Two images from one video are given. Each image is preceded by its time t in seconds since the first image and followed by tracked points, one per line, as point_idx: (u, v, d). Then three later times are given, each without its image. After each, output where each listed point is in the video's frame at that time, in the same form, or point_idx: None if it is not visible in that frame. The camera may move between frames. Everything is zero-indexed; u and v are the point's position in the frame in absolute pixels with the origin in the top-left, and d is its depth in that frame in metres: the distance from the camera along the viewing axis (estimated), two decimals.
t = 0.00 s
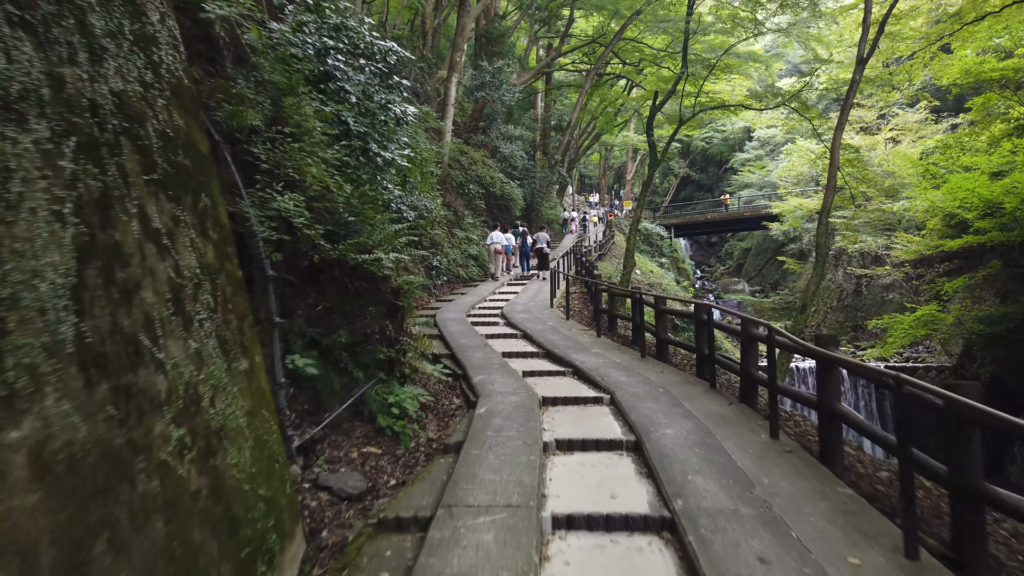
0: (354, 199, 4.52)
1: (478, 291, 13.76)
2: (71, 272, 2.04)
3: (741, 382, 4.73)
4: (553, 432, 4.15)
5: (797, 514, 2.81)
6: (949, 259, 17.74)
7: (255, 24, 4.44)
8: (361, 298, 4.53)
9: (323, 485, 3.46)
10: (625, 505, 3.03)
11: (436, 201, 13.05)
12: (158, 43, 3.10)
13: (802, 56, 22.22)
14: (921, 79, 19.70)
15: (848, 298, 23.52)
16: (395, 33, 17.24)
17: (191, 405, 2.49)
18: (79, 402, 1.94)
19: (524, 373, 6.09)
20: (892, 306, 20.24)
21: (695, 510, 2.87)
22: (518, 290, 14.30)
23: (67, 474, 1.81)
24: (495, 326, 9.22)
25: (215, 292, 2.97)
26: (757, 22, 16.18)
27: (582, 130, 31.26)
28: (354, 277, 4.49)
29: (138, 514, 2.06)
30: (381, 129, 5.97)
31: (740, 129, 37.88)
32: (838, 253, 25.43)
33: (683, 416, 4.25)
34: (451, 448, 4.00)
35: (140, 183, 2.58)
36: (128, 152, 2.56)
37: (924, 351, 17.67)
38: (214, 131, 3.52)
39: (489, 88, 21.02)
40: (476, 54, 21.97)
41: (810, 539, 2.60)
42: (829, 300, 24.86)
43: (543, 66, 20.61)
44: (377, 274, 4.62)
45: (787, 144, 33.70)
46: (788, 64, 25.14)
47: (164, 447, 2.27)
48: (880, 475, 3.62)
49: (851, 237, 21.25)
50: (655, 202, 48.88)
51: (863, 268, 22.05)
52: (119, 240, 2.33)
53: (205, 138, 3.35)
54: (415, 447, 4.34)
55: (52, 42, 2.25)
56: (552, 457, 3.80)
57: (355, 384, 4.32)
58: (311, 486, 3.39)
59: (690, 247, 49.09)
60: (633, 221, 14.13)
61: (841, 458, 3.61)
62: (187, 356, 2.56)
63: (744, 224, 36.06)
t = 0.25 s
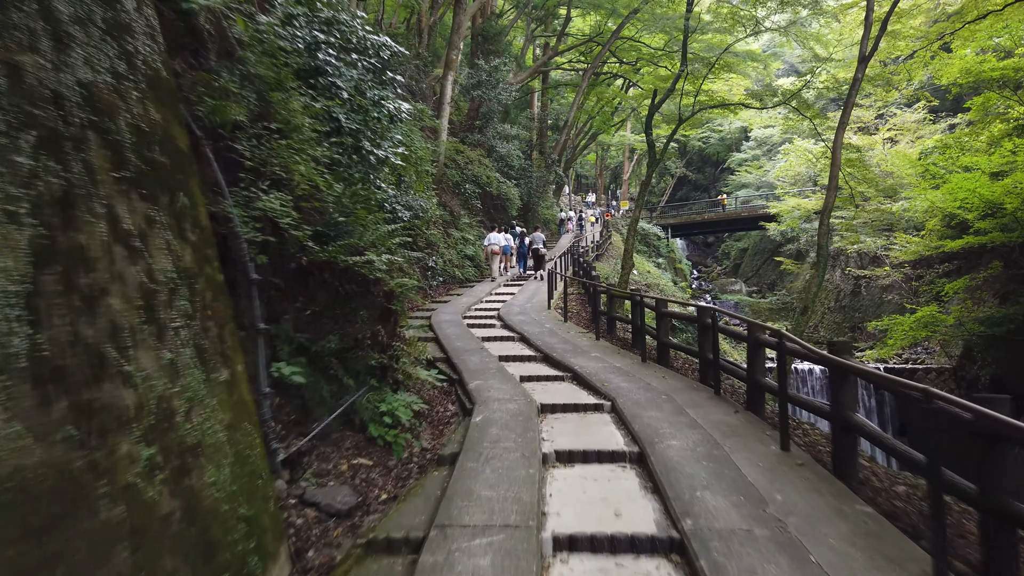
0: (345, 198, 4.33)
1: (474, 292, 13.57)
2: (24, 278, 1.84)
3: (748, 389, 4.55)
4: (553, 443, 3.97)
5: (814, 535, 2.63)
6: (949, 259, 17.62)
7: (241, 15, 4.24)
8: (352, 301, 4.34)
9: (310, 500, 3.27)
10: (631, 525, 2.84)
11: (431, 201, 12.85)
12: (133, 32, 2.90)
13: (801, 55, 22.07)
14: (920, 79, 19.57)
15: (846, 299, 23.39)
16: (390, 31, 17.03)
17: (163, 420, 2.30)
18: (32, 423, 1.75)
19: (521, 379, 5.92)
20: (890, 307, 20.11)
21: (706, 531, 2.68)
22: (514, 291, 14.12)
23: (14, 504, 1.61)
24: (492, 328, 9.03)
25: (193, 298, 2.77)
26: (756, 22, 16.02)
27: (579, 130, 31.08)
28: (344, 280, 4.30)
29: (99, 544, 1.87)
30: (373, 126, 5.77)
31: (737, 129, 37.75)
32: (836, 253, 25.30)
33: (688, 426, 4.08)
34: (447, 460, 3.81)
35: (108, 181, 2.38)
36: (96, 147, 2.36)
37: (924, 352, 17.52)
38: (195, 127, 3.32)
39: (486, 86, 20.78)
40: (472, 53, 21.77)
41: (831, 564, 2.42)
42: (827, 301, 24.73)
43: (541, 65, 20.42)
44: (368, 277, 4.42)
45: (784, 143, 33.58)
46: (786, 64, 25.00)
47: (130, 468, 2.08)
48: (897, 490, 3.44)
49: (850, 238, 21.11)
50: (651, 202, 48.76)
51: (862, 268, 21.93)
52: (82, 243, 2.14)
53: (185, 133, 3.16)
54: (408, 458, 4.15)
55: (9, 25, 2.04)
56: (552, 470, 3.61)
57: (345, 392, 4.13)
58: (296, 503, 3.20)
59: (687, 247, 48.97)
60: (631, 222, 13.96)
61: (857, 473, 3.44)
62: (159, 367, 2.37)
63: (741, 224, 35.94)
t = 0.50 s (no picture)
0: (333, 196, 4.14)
1: (470, 294, 13.38)
2: None
3: (754, 396, 4.37)
4: (550, 453, 3.78)
5: (833, 557, 2.45)
6: (948, 262, 17.48)
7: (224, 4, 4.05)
8: (340, 305, 4.15)
9: (292, 517, 3.08)
10: (635, 546, 2.65)
11: (426, 202, 12.65)
12: (105, 16, 2.71)
13: (799, 56, 21.94)
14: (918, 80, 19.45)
15: (844, 301, 23.26)
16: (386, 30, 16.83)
17: (126, 436, 2.11)
18: None
19: (517, 385, 5.72)
20: (889, 309, 19.98)
21: (716, 552, 2.50)
22: (510, 293, 13.94)
23: None
24: (487, 332, 8.84)
25: (165, 303, 2.58)
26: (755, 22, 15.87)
27: (575, 132, 30.91)
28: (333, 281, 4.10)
29: None
30: (364, 123, 5.57)
31: (734, 131, 37.63)
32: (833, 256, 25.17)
33: (693, 434, 3.89)
34: (439, 472, 3.62)
35: (69, 175, 2.18)
36: (56, 138, 2.16)
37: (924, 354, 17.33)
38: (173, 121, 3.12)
39: (482, 87, 20.61)
40: (468, 53, 21.58)
41: None
42: (824, 303, 24.60)
43: (537, 65, 20.24)
44: (358, 279, 4.23)
45: (781, 146, 33.47)
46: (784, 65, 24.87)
47: (85, 492, 1.88)
48: (914, 504, 3.25)
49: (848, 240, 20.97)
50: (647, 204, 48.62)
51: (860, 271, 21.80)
52: (35, 242, 1.94)
53: (160, 126, 2.96)
54: (398, 470, 3.96)
55: None
56: (550, 483, 3.42)
57: (333, 399, 3.93)
58: (278, 520, 3.01)
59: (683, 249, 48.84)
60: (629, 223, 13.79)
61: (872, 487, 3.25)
62: (123, 377, 2.18)
63: (738, 226, 35.81)
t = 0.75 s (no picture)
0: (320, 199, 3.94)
1: (466, 298, 13.18)
2: None
3: (762, 409, 4.18)
4: (549, 470, 3.58)
5: None
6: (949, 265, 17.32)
7: None
8: (328, 313, 3.94)
9: (273, 542, 2.87)
10: None
11: (421, 205, 12.45)
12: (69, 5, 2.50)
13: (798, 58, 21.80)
14: (917, 82, 19.32)
15: (842, 304, 23.12)
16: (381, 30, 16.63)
17: (82, 463, 1.92)
18: None
19: (513, 394, 5.53)
20: (888, 312, 19.83)
21: None
22: (507, 297, 13.75)
23: None
24: (483, 337, 8.64)
25: (131, 315, 2.37)
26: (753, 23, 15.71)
27: (572, 134, 30.73)
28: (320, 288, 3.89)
29: None
30: (355, 123, 5.37)
31: (731, 133, 37.49)
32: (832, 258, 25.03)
33: (699, 449, 3.70)
34: (431, 491, 3.42)
35: (21, 176, 1.97)
36: (6, 136, 1.95)
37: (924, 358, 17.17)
38: (145, 120, 2.91)
39: (479, 88, 20.42)
40: (465, 55, 21.38)
41: None
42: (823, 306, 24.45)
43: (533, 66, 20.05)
44: (347, 286, 4.03)
45: (779, 148, 33.33)
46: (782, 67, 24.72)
47: (31, 530, 1.68)
48: (937, 527, 3.05)
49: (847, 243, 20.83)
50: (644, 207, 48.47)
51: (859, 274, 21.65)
52: None
53: (130, 124, 2.76)
54: (389, 487, 3.76)
55: None
56: (549, 504, 3.23)
57: (320, 413, 3.73)
58: (258, 546, 2.81)
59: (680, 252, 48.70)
60: (627, 226, 13.61)
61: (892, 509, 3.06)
62: (80, 398, 1.98)
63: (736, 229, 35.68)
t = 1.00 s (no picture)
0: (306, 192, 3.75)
1: (462, 297, 12.99)
2: None
3: (773, 411, 4.00)
4: (550, 477, 3.40)
5: None
6: (949, 265, 17.19)
7: None
8: (317, 311, 3.74)
9: (255, 557, 2.67)
10: None
11: (417, 202, 12.24)
12: None
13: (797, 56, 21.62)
14: (916, 81, 19.15)
15: (840, 304, 22.99)
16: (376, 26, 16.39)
17: (34, 477, 1.71)
18: None
19: (511, 396, 5.33)
20: (887, 312, 19.68)
21: None
22: (504, 296, 13.56)
23: None
24: (480, 337, 8.45)
25: (97, 313, 2.17)
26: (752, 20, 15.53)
27: (569, 133, 30.52)
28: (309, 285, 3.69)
29: None
30: (347, 115, 5.18)
31: (728, 133, 37.34)
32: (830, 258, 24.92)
33: (708, 455, 3.51)
34: (425, 500, 3.22)
35: None
36: None
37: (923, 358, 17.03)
38: (118, 104, 2.70)
39: (475, 86, 20.18)
40: (461, 52, 21.16)
41: None
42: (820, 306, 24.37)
43: (530, 64, 19.83)
44: (337, 283, 3.83)
45: (776, 147, 33.22)
46: (780, 66, 24.55)
47: None
48: (963, 540, 2.87)
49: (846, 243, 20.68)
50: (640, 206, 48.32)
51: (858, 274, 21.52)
52: None
53: (99, 107, 2.55)
54: (381, 496, 3.56)
55: None
56: (551, 514, 3.04)
57: (308, 417, 3.53)
58: (239, 562, 2.61)
59: (677, 252, 48.60)
60: (625, 224, 13.42)
61: (915, 520, 2.89)
62: (34, 405, 1.77)
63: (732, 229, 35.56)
